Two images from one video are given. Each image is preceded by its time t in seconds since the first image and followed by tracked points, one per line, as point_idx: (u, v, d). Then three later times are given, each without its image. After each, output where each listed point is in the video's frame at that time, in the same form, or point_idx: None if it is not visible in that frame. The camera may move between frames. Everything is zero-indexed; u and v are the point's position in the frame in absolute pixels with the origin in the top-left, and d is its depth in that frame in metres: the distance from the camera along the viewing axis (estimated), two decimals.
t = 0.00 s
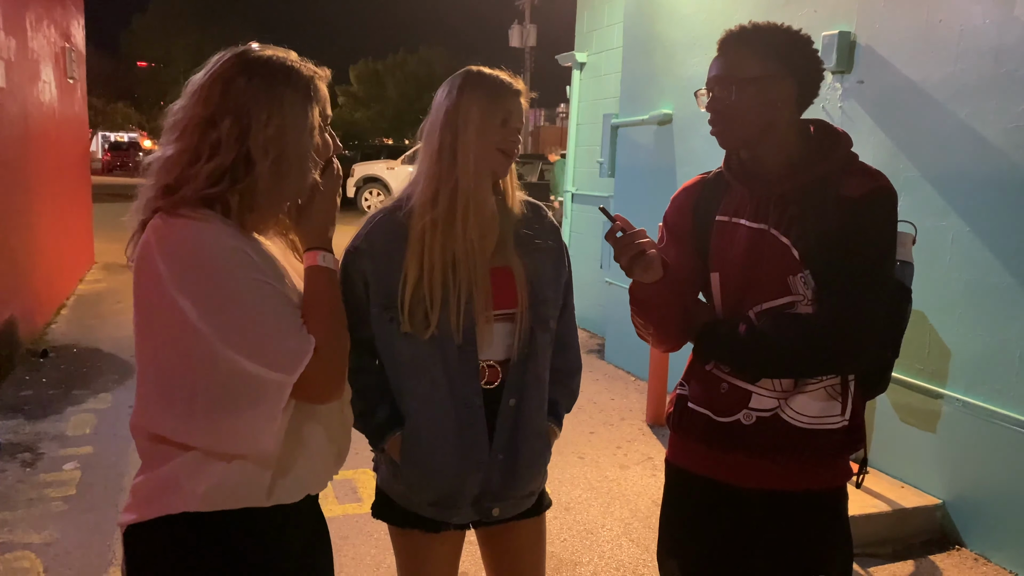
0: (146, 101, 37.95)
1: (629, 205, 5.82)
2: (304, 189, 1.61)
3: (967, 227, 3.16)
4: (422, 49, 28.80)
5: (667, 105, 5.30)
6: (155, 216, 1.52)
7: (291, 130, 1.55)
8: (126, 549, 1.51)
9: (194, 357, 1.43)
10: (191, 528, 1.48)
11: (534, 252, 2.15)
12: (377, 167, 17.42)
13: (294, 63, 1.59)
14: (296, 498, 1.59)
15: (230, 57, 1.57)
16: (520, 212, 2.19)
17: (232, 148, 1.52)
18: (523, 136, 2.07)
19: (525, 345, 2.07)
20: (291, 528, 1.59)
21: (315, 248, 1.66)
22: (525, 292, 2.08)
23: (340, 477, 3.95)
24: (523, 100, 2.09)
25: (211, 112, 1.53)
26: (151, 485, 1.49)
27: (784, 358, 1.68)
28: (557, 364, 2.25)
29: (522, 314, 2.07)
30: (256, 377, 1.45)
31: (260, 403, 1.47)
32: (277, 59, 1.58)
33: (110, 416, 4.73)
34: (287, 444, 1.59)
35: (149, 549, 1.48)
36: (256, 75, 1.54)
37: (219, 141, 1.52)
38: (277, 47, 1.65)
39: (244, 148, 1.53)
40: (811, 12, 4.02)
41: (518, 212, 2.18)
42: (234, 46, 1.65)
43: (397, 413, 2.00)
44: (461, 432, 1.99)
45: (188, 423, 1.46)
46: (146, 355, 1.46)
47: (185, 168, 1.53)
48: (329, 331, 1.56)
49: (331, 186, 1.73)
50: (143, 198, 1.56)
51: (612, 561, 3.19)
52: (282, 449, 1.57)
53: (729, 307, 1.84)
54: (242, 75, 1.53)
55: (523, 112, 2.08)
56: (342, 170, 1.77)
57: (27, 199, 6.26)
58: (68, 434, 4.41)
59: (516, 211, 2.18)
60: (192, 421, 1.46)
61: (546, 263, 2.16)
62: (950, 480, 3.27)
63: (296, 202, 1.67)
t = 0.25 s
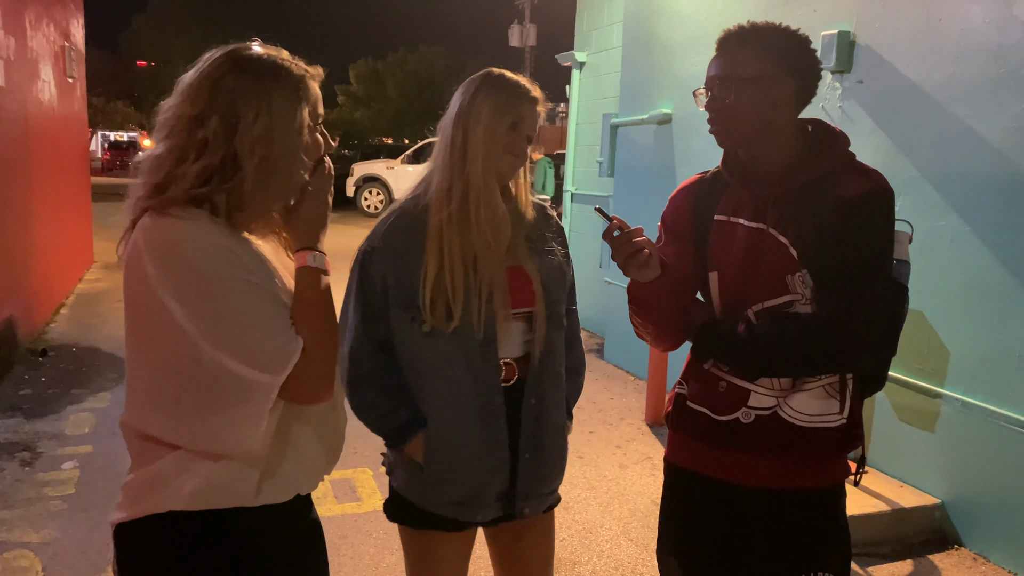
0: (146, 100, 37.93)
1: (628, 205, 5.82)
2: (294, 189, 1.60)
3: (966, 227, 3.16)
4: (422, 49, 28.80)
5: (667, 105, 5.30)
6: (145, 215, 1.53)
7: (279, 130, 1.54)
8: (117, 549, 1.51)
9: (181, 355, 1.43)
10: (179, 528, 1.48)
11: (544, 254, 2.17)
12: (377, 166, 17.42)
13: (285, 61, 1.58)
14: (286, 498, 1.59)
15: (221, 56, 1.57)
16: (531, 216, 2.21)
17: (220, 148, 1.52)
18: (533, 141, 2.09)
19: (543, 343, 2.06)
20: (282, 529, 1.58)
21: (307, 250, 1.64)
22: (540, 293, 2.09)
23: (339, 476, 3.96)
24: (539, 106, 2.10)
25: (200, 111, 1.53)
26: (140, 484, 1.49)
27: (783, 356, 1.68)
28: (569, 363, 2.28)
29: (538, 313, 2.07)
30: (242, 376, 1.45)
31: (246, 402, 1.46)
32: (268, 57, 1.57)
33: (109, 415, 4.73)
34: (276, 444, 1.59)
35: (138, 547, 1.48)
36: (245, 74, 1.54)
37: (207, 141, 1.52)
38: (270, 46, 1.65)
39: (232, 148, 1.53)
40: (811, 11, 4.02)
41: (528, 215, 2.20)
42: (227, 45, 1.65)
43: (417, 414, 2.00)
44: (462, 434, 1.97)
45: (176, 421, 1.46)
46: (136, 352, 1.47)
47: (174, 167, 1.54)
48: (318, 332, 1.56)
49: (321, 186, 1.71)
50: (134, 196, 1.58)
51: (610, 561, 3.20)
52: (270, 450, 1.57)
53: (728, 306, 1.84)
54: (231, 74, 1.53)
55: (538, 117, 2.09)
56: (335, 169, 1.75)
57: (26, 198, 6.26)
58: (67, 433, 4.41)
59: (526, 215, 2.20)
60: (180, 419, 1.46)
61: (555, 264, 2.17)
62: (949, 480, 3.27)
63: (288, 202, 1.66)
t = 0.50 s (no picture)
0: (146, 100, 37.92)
1: (628, 206, 5.82)
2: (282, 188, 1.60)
3: (966, 227, 3.16)
4: (422, 49, 28.80)
5: (666, 105, 5.30)
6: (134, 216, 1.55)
7: (265, 129, 1.53)
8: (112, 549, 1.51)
9: (169, 356, 1.43)
10: (171, 529, 1.48)
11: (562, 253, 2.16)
12: (376, 167, 17.42)
13: (273, 60, 1.58)
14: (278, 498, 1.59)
15: (210, 56, 1.57)
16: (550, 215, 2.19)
17: (208, 148, 1.53)
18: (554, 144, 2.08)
19: (561, 344, 2.08)
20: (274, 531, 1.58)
21: (299, 250, 1.62)
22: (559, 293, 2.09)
23: (338, 476, 3.96)
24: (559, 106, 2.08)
25: (187, 111, 1.53)
26: (133, 483, 1.50)
27: (778, 356, 1.68)
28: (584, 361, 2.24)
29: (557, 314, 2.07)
30: (230, 378, 1.44)
31: (234, 404, 1.46)
32: (256, 56, 1.57)
33: (108, 415, 4.73)
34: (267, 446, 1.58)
35: (132, 547, 1.48)
36: (233, 74, 1.54)
37: (195, 141, 1.53)
38: (261, 45, 1.65)
39: (219, 148, 1.53)
40: (809, 12, 4.03)
41: (547, 213, 2.19)
42: (218, 44, 1.65)
43: (443, 415, 1.99)
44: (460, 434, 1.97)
45: (167, 422, 1.46)
46: (128, 352, 1.48)
47: (163, 168, 1.55)
48: (309, 334, 1.55)
49: (314, 186, 1.70)
50: (125, 197, 1.59)
51: (609, 561, 3.20)
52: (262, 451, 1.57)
53: (726, 307, 1.84)
54: (219, 74, 1.53)
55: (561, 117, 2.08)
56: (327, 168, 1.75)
57: (26, 198, 6.26)
58: (67, 434, 4.41)
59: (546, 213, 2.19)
60: (170, 419, 1.46)
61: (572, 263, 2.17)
62: (948, 480, 3.27)
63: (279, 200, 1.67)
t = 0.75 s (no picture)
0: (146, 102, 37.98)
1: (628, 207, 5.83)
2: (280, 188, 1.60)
3: (965, 229, 3.16)
4: (422, 51, 28.82)
5: (666, 106, 5.31)
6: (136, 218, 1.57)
7: (260, 128, 1.53)
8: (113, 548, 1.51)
9: (169, 358, 1.44)
10: (169, 531, 1.48)
11: (580, 255, 2.17)
12: (377, 168, 17.43)
13: (271, 61, 1.59)
14: (276, 500, 1.60)
15: (209, 59, 1.59)
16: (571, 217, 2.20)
17: (205, 149, 1.54)
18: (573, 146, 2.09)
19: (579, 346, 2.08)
20: (270, 533, 1.60)
21: (303, 260, 1.61)
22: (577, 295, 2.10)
23: (339, 478, 3.96)
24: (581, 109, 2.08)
25: (185, 112, 1.55)
26: (135, 482, 1.51)
27: (777, 357, 1.69)
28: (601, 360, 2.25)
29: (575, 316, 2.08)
30: (227, 383, 1.45)
31: (231, 410, 1.46)
32: (254, 57, 1.58)
33: (109, 417, 4.74)
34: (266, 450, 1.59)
35: (131, 547, 1.49)
36: (229, 74, 1.55)
37: (193, 142, 1.54)
38: (262, 47, 1.66)
39: (215, 148, 1.54)
40: (809, 14, 4.04)
41: (566, 215, 2.19)
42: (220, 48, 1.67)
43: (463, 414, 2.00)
44: (461, 435, 1.98)
45: (167, 423, 1.47)
46: (131, 353, 1.49)
47: (163, 169, 1.57)
48: (306, 342, 1.54)
49: (317, 191, 1.68)
50: (128, 199, 1.62)
51: (610, 562, 3.20)
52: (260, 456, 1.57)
53: (726, 308, 1.84)
54: (216, 75, 1.55)
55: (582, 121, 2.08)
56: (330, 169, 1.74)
57: (27, 200, 6.27)
58: (68, 435, 4.42)
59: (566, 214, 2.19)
60: (170, 421, 1.47)
61: (591, 265, 2.18)
62: (947, 481, 3.27)
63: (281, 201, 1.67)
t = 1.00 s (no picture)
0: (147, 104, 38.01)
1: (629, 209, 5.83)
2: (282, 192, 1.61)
3: (966, 231, 3.17)
4: (422, 52, 28.84)
5: (666, 108, 5.31)
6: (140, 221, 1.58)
7: (263, 131, 1.54)
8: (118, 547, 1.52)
9: (173, 362, 1.44)
10: (174, 531, 1.49)
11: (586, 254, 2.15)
12: (377, 170, 17.44)
13: (276, 64, 1.59)
14: (279, 502, 1.60)
15: (215, 62, 1.60)
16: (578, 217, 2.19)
17: (208, 152, 1.55)
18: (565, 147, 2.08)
19: (585, 345, 2.07)
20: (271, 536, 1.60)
21: (307, 264, 1.61)
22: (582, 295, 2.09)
23: (340, 479, 3.97)
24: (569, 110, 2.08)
25: (190, 116, 1.56)
26: (141, 483, 1.51)
27: (781, 358, 1.70)
28: (616, 359, 2.20)
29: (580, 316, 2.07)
30: (231, 388, 1.45)
31: (234, 415, 1.46)
32: (259, 61, 1.59)
33: (111, 418, 4.74)
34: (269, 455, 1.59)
35: (136, 547, 1.49)
36: (234, 77, 1.56)
37: (196, 145, 1.55)
38: (268, 52, 1.67)
39: (218, 151, 1.55)
40: (809, 16, 4.04)
41: (570, 215, 2.18)
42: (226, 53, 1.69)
43: (467, 412, 2.00)
44: (464, 432, 1.98)
45: (172, 426, 1.47)
46: (137, 356, 1.49)
47: (167, 172, 1.57)
48: (309, 349, 1.54)
49: (323, 197, 1.68)
50: (134, 203, 1.63)
51: (611, 564, 3.20)
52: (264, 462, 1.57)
53: (729, 310, 1.84)
54: (221, 78, 1.56)
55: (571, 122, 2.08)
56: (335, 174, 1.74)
57: (28, 202, 6.28)
58: (69, 437, 4.42)
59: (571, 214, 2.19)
60: (175, 424, 1.47)
61: (599, 264, 2.16)
62: (948, 481, 3.27)
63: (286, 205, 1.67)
